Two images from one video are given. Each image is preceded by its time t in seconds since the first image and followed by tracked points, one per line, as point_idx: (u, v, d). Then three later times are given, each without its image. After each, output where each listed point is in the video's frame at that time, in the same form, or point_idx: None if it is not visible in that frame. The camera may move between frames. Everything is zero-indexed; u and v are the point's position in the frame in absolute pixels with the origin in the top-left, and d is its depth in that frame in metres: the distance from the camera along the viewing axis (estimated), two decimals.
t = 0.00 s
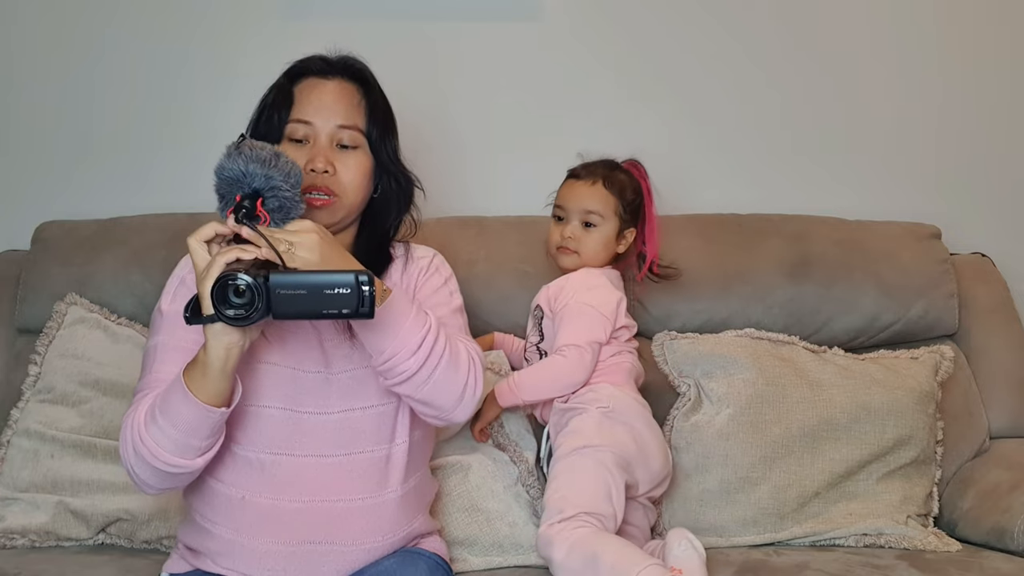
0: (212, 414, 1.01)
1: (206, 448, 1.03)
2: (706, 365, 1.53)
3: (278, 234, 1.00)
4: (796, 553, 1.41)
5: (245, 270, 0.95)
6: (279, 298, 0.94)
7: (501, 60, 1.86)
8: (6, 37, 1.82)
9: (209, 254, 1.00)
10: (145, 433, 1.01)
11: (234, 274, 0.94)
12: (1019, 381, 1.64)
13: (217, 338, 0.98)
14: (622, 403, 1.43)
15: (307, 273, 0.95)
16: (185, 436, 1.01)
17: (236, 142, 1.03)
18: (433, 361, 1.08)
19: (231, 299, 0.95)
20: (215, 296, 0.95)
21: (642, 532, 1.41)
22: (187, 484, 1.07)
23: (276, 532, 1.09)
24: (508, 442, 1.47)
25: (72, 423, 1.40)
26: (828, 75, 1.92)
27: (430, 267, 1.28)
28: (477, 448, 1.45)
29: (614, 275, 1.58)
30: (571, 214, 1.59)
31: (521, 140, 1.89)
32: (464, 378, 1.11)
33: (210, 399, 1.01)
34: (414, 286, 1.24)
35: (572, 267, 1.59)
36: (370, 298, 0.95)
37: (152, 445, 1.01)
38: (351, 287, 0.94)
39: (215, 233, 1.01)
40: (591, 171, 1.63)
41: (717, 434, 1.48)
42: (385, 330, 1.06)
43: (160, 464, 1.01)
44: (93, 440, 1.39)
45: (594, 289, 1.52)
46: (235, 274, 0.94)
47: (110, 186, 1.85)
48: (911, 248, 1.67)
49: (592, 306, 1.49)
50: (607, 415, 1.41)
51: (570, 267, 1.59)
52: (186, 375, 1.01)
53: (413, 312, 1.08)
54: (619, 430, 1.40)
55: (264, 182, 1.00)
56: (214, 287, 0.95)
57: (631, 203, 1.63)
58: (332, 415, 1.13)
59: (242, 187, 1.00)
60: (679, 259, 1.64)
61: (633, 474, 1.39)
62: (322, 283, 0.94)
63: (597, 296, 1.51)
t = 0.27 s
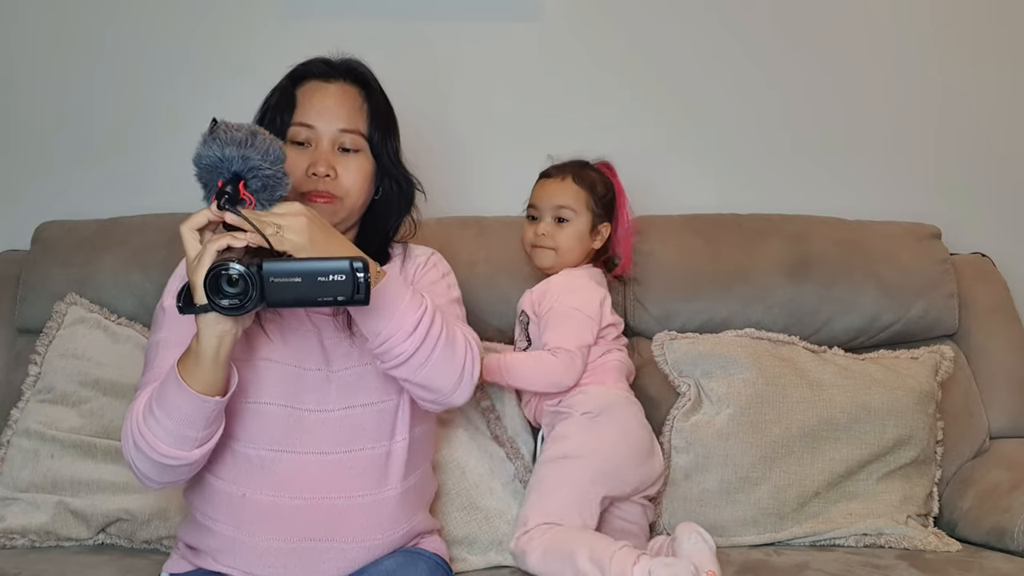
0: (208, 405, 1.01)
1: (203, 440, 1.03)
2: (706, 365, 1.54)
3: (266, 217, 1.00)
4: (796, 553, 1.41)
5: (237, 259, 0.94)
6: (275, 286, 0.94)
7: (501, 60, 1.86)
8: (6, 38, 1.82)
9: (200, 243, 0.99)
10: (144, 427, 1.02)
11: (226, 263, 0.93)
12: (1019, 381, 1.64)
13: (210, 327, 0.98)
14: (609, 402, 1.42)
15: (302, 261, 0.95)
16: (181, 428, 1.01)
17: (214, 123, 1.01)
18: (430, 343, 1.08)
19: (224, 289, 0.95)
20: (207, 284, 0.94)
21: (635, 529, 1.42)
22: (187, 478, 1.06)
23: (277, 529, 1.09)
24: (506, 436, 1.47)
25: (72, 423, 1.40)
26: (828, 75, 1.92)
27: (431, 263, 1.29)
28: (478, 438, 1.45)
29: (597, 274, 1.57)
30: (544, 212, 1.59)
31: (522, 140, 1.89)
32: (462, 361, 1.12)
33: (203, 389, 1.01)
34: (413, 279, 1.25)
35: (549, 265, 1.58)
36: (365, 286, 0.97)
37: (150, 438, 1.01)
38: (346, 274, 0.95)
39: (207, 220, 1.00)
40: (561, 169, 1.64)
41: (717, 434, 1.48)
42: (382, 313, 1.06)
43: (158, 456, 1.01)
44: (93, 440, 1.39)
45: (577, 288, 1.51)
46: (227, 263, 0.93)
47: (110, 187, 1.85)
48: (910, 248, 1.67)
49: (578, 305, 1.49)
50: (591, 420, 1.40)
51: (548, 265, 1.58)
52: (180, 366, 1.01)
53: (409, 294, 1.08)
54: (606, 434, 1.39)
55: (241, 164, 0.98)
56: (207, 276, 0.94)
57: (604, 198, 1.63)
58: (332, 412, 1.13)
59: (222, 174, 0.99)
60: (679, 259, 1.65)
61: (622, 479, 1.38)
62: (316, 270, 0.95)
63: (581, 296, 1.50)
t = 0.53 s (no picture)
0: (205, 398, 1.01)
1: (200, 435, 1.03)
2: (706, 365, 1.54)
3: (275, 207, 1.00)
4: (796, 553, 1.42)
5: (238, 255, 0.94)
6: (276, 285, 0.95)
7: (501, 60, 1.86)
8: (6, 38, 1.82)
9: (204, 236, 1.00)
10: (141, 422, 1.02)
11: (228, 261, 0.93)
12: (1019, 381, 1.64)
13: (206, 323, 0.98)
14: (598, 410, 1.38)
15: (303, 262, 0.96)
16: (179, 422, 1.00)
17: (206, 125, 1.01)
18: (434, 332, 1.08)
19: (224, 286, 0.94)
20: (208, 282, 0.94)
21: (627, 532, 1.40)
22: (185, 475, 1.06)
23: (277, 528, 1.09)
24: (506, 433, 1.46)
25: (72, 423, 1.40)
26: (828, 75, 1.92)
27: (432, 261, 1.30)
28: (476, 438, 1.44)
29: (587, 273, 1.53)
30: (535, 208, 1.54)
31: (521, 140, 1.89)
32: (465, 351, 1.11)
33: (200, 383, 1.01)
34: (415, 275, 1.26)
35: (541, 263, 1.55)
36: (365, 290, 0.97)
37: (147, 434, 1.01)
38: (347, 277, 0.96)
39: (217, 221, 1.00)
40: (553, 161, 1.57)
41: (717, 434, 1.48)
42: (385, 300, 1.06)
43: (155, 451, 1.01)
44: (93, 440, 1.39)
45: (561, 296, 1.47)
46: (228, 261, 0.93)
47: (110, 186, 1.85)
48: (910, 248, 1.67)
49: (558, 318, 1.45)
50: (580, 431, 1.36)
51: (540, 262, 1.55)
52: (177, 361, 1.01)
53: (412, 283, 1.08)
54: (594, 442, 1.36)
55: (238, 162, 0.98)
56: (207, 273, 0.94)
57: (597, 191, 1.57)
58: (332, 410, 1.13)
59: (218, 172, 0.99)
60: (679, 259, 1.65)
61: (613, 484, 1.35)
62: (317, 272, 0.95)
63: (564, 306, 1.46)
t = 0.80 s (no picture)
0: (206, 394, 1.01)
1: (200, 432, 1.03)
2: (706, 365, 1.54)
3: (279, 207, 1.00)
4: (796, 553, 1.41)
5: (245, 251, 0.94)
6: (283, 283, 0.94)
7: (501, 60, 1.86)
8: (6, 38, 1.82)
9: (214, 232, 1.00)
10: (142, 418, 1.02)
11: (235, 257, 0.93)
12: (1019, 381, 1.64)
13: (210, 317, 0.99)
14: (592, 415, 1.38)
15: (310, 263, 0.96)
16: (179, 418, 1.00)
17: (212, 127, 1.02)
18: (437, 333, 1.08)
19: (232, 282, 0.95)
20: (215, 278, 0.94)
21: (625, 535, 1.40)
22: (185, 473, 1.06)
23: (277, 527, 1.09)
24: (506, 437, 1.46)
25: (72, 423, 1.40)
26: (828, 75, 1.92)
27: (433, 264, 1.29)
28: (476, 439, 1.44)
29: (581, 274, 1.51)
30: (523, 208, 1.52)
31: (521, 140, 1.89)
32: (466, 353, 1.11)
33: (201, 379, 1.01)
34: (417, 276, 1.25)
35: (530, 263, 1.53)
36: (370, 293, 0.97)
37: (148, 430, 1.01)
38: (353, 281, 0.96)
39: (235, 222, 0.99)
40: (544, 158, 1.54)
41: (717, 434, 1.48)
42: (388, 301, 1.06)
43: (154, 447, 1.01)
44: (93, 440, 1.39)
45: (547, 303, 1.46)
46: (236, 256, 0.93)
47: (110, 187, 1.85)
48: (910, 248, 1.67)
49: (547, 327, 1.44)
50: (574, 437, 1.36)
51: (529, 263, 1.53)
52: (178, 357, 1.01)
53: (416, 284, 1.08)
54: (588, 449, 1.36)
55: (243, 157, 0.98)
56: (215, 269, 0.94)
57: (589, 191, 1.54)
58: (333, 410, 1.13)
59: (223, 171, 0.99)
60: (679, 259, 1.65)
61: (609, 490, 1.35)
62: (324, 274, 0.95)
63: (553, 315, 1.45)
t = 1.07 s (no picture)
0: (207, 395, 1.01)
1: (201, 432, 1.03)
2: (706, 365, 1.54)
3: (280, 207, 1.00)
4: (796, 553, 1.42)
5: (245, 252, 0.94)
6: (283, 283, 0.94)
7: (501, 60, 1.86)
8: (6, 38, 1.82)
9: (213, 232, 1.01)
10: (142, 419, 1.02)
11: (234, 257, 0.93)
12: (1018, 380, 1.64)
13: (210, 317, 0.99)
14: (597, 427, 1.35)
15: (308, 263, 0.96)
16: (180, 418, 1.00)
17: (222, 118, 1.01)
18: (435, 337, 1.08)
19: (231, 283, 0.95)
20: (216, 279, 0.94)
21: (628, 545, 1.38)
22: (185, 473, 1.06)
23: (277, 528, 1.09)
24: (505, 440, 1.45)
25: (72, 423, 1.40)
26: (828, 75, 1.92)
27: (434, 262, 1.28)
28: (476, 445, 1.44)
29: (574, 276, 1.44)
30: (513, 206, 1.46)
31: (521, 140, 1.89)
32: (465, 356, 1.11)
33: (202, 380, 1.01)
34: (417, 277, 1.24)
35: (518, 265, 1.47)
36: (369, 293, 0.97)
37: (149, 431, 1.01)
38: (352, 281, 0.96)
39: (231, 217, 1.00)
40: (538, 154, 1.47)
41: (716, 434, 1.48)
42: (385, 306, 1.06)
43: (154, 447, 1.01)
44: (93, 440, 1.39)
45: (540, 316, 1.40)
46: (235, 257, 0.93)
47: (110, 187, 1.85)
48: (910, 248, 1.67)
49: (542, 341, 1.39)
50: (579, 449, 1.34)
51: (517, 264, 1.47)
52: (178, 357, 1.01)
53: (413, 289, 1.08)
54: (594, 460, 1.33)
55: (252, 156, 0.98)
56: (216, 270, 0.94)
57: (583, 191, 1.46)
58: (333, 410, 1.13)
59: (231, 165, 0.98)
60: (678, 259, 1.65)
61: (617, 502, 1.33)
62: (323, 274, 0.96)
63: (548, 326, 1.40)
